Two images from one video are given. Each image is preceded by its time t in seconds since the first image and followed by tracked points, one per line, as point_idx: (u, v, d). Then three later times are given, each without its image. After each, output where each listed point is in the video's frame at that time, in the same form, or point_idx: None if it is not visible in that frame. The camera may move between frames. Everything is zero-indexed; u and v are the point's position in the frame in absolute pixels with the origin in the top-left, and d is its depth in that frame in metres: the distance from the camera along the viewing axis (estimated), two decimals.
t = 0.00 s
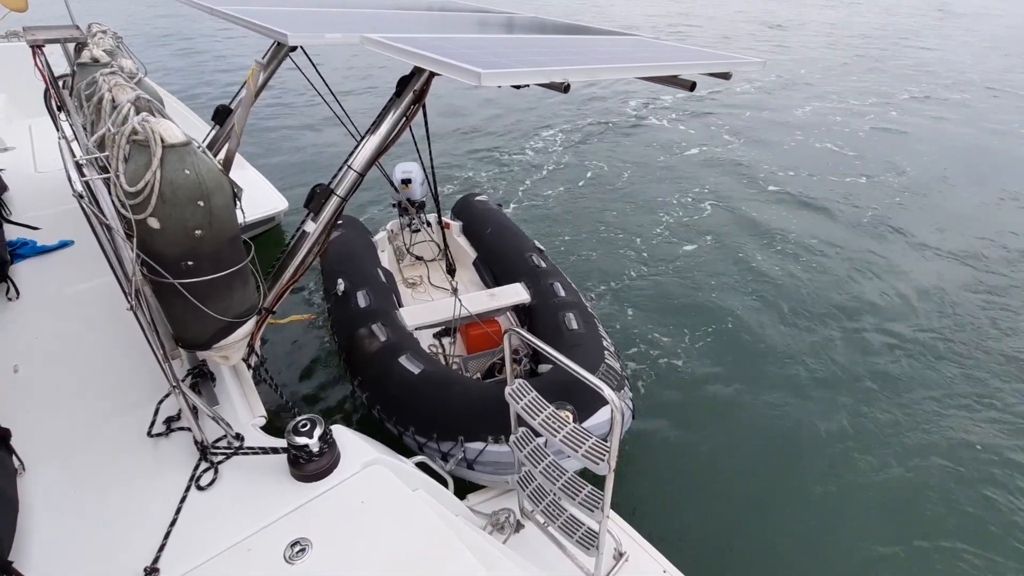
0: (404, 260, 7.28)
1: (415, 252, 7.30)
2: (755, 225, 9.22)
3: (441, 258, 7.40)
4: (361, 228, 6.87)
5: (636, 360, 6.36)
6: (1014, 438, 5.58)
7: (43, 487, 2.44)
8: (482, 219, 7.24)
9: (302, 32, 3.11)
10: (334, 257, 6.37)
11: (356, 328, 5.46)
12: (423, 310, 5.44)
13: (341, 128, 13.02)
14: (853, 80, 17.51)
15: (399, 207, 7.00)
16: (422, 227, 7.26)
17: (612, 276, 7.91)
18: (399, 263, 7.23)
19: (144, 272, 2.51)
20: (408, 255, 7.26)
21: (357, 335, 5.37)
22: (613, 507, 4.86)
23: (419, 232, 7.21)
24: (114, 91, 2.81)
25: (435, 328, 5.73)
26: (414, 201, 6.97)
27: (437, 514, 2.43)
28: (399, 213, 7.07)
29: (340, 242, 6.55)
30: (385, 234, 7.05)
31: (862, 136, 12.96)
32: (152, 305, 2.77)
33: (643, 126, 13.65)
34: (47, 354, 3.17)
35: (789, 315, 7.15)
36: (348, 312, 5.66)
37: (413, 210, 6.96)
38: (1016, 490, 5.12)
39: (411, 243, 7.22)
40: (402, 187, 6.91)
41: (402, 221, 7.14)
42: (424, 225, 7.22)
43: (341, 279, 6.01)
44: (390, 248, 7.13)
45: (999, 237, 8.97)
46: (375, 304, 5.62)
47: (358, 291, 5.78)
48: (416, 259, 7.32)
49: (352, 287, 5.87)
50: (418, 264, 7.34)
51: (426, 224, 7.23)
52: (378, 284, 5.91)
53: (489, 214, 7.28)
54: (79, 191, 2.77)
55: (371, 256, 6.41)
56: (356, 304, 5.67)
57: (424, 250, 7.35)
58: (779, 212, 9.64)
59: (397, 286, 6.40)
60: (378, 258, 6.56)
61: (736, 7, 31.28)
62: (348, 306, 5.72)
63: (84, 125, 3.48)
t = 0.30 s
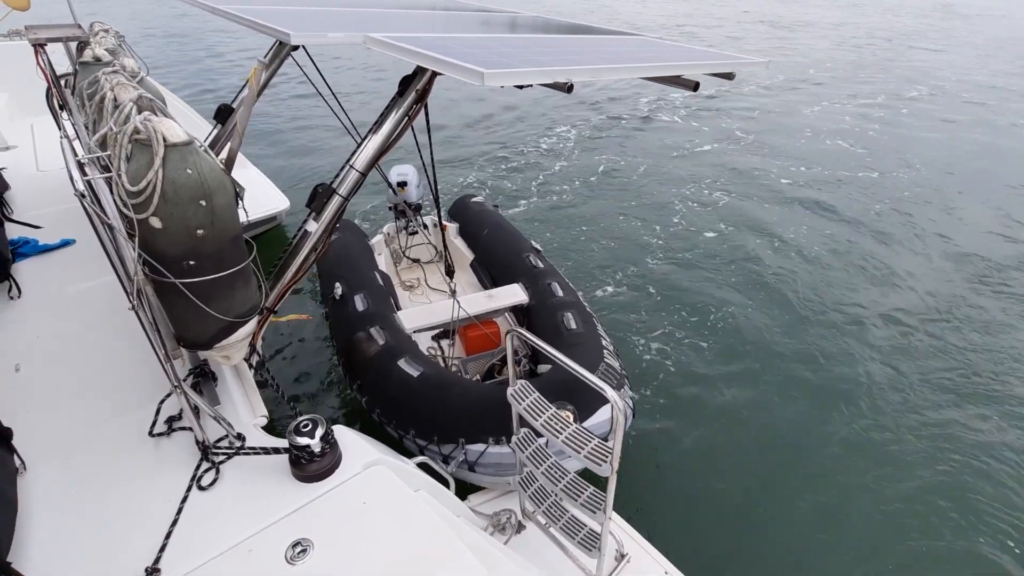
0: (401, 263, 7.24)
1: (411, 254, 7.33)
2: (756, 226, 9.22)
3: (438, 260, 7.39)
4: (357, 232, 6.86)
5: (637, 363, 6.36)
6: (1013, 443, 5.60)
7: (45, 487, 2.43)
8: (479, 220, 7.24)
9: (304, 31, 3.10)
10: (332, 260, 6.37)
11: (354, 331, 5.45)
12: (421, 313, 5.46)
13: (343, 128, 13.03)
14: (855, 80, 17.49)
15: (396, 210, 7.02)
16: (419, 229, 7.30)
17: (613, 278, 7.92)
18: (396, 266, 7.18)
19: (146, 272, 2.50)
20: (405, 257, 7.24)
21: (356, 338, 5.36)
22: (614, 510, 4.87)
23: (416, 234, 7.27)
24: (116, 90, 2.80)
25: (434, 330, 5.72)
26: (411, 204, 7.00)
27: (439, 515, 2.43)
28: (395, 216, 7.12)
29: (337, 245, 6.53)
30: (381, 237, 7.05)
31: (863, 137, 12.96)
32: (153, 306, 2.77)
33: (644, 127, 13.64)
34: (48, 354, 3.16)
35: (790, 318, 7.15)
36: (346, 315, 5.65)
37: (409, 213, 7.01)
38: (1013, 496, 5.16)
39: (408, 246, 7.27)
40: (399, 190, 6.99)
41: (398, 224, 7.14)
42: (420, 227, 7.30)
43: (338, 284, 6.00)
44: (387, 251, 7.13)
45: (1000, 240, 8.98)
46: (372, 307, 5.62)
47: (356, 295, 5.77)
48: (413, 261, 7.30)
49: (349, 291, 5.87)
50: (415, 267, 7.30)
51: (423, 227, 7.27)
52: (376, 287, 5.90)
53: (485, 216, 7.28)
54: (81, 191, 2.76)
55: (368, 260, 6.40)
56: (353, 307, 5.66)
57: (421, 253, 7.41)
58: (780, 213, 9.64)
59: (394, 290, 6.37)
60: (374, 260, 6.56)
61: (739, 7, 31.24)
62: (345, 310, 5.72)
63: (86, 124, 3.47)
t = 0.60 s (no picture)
0: (401, 263, 7.26)
1: (411, 255, 7.35)
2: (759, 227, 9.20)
3: (438, 261, 7.41)
4: (358, 232, 6.87)
5: (639, 363, 6.34)
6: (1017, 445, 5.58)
7: (47, 484, 2.44)
8: (479, 221, 7.24)
9: (307, 31, 3.10)
10: (331, 261, 6.38)
11: (355, 331, 5.46)
12: (420, 313, 5.48)
13: (346, 128, 13.04)
14: (860, 80, 17.43)
15: (395, 212, 7.04)
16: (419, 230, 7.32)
17: (614, 278, 7.92)
18: (395, 266, 7.19)
19: (149, 271, 2.51)
20: (405, 258, 7.25)
21: (356, 338, 5.37)
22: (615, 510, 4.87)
23: (416, 235, 7.32)
24: (120, 90, 2.81)
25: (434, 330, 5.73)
26: (410, 205, 7.03)
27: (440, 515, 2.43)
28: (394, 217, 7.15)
29: (337, 245, 6.54)
30: (381, 238, 7.07)
31: (867, 137, 12.92)
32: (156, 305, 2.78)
33: (647, 127, 13.63)
34: (51, 352, 3.17)
35: (793, 319, 7.13)
36: (346, 316, 5.66)
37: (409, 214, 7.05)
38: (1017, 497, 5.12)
39: (408, 246, 7.28)
40: (398, 190, 7.03)
41: (398, 224, 7.17)
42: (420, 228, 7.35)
43: (339, 284, 6.01)
44: (386, 251, 7.14)
45: (1005, 240, 8.95)
46: (372, 307, 5.63)
47: (356, 295, 5.78)
48: (413, 262, 7.32)
49: (349, 291, 5.87)
50: (414, 267, 7.32)
51: (422, 228, 7.29)
52: (376, 287, 5.91)
53: (485, 216, 7.29)
54: (85, 190, 2.77)
55: (368, 260, 6.40)
56: (354, 307, 5.67)
57: (421, 253, 7.44)
58: (783, 214, 9.62)
59: (394, 290, 6.38)
60: (373, 260, 6.58)
61: (745, 7, 31.17)
62: (346, 310, 5.72)
63: (89, 123, 3.48)
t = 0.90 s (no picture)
0: (405, 261, 7.30)
1: (416, 253, 7.36)
2: (762, 228, 9.20)
3: (442, 260, 7.42)
4: (363, 228, 6.89)
5: (640, 365, 6.36)
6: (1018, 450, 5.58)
7: (51, 481, 2.46)
8: (484, 221, 7.25)
9: (310, 32, 3.12)
10: (336, 256, 6.38)
11: (358, 327, 5.47)
12: (424, 311, 5.49)
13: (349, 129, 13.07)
14: (864, 80, 17.39)
15: (400, 209, 7.09)
16: (423, 228, 7.33)
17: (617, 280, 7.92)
18: (400, 264, 7.25)
19: (153, 269, 2.53)
20: (409, 256, 7.29)
21: (360, 334, 5.38)
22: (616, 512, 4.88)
23: (420, 234, 7.31)
24: (125, 90, 2.83)
25: (437, 328, 5.75)
26: (415, 203, 7.06)
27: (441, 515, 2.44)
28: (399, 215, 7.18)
29: (342, 241, 6.56)
30: (386, 235, 7.11)
31: (871, 139, 12.89)
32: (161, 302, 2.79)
33: (650, 128, 13.62)
34: (56, 351, 3.19)
35: (794, 322, 7.13)
36: (350, 311, 5.67)
37: (413, 212, 7.09)
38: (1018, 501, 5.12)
39: (413, 244, 7.29)
40: (403, 189, 6.96)
41: (403, 222, 7.22)
42: (424, 226, 7.33)
43: (343, 279, 6.02)
44: (391, 249, 7.18)
45: (1008, 243, 8.93)
46: (377, 303, 5.64)
47: (361, 291, 5.79)
48: (417, 260, 7.34)
49: (353, 287, 5.89)
50: (419, 266, 7.35)
51: (427, 226, 7.29)
52: (381, 284, 5.92)
53: (491, 215, 7.30)
54: (90, 189, 2.79)
55: (373, 256, 6.42)
56: (358, 303, 5.68)
57: (426, 252, 7.36)
58: (787, 216, 9.61)
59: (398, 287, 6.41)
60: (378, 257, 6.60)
61: (752, 7, 31.17)
62: (350, 306, 5.74)
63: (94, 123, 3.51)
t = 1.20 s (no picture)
0: (415, 259, 7.31)
1: (426, 252, 7.34)
2: (767, 229, 9.16)
3: (452, 258, 7.43)
4: (373, 226, 6.93)
5: (644, 365, 6.34)
6: None
7: (56, 479, 2.48)
8: (494, 220, 7.27)
9: (316, 35, 3.14)
10: (348, 254, 6.41)
11: (366, 326, 5.49)
12: (433, 310, 5.52)
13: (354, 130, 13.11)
14: (871, 82, 17.32)
15: (410, 208, 7.06)
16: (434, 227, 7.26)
17: (622, 279, 7.90)
18: (410, 262, 7.27)
19: (159, 269, 2.55)
20: (420, 254, 7.30)
21: (367, 333, 5.41)
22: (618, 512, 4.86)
23: (430, 232, 7.26)
24: (132, 93, 2.86)
25: (444, 327, 5.77)
26: (425, 201, 7.08)
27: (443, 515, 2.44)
28: (410, 213, 7.14)
29: (352, 239, 6.60)
30: (396, 233, 7.09)
31: (878, 140, 12.83)
32: (167, 302, 2.82)
33: (655, 129, 13.61)
34: (65, 349, 3.22)
35: (799, 322, 7.10)
36: (358, 309, 5.70)
37: (424, 210, 7.04)
38: None
39: (423, 242, 7.27)
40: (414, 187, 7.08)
41: (413, 220, 7.19)
42: (434, 225, 7.25)
43: (352, 277, 6.05)
44: (401, 247, 7.19)
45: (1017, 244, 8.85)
46: (385, 302, 5.66)
47: (369, 289, 5.81)
48: (428, 258, 7.37)
49: (362, 285, 5.92)
50: (429, 264, 7.37)
51: (437, 225, 7.24)
52: (390, 283, 5.94)
53: (502, 214, 7.32)
54: (97, 190, 2.82)
55: (382, 254, 6.45)
56: (366, 301, 5.71)
57: (436, 250, 7.41)
58: (793, 216, 9.55)
59: (408, 285, 6.43)
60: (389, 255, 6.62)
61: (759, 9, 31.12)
62: (358, 304, 5.77)
63: (102, 125, 3.54)
